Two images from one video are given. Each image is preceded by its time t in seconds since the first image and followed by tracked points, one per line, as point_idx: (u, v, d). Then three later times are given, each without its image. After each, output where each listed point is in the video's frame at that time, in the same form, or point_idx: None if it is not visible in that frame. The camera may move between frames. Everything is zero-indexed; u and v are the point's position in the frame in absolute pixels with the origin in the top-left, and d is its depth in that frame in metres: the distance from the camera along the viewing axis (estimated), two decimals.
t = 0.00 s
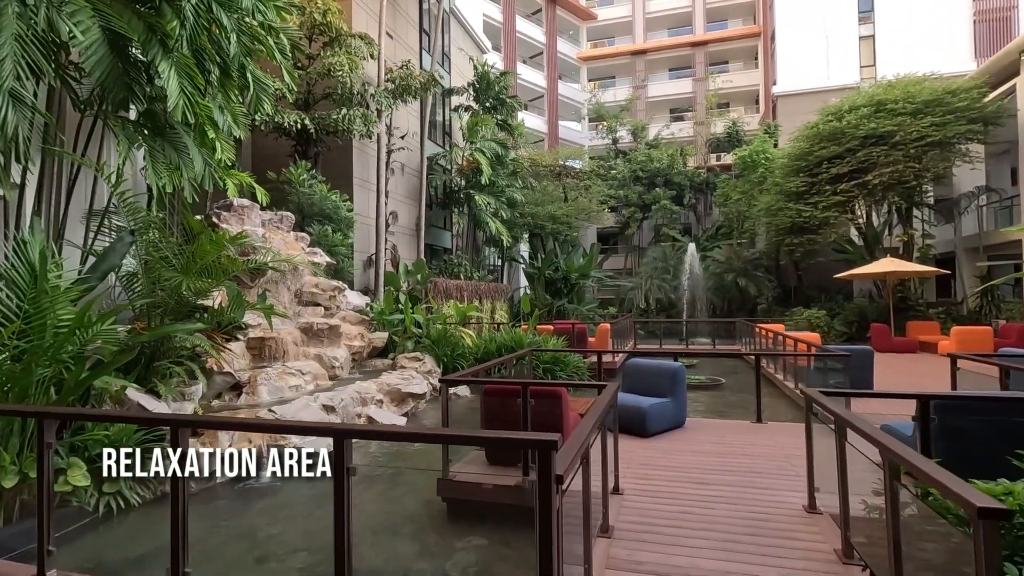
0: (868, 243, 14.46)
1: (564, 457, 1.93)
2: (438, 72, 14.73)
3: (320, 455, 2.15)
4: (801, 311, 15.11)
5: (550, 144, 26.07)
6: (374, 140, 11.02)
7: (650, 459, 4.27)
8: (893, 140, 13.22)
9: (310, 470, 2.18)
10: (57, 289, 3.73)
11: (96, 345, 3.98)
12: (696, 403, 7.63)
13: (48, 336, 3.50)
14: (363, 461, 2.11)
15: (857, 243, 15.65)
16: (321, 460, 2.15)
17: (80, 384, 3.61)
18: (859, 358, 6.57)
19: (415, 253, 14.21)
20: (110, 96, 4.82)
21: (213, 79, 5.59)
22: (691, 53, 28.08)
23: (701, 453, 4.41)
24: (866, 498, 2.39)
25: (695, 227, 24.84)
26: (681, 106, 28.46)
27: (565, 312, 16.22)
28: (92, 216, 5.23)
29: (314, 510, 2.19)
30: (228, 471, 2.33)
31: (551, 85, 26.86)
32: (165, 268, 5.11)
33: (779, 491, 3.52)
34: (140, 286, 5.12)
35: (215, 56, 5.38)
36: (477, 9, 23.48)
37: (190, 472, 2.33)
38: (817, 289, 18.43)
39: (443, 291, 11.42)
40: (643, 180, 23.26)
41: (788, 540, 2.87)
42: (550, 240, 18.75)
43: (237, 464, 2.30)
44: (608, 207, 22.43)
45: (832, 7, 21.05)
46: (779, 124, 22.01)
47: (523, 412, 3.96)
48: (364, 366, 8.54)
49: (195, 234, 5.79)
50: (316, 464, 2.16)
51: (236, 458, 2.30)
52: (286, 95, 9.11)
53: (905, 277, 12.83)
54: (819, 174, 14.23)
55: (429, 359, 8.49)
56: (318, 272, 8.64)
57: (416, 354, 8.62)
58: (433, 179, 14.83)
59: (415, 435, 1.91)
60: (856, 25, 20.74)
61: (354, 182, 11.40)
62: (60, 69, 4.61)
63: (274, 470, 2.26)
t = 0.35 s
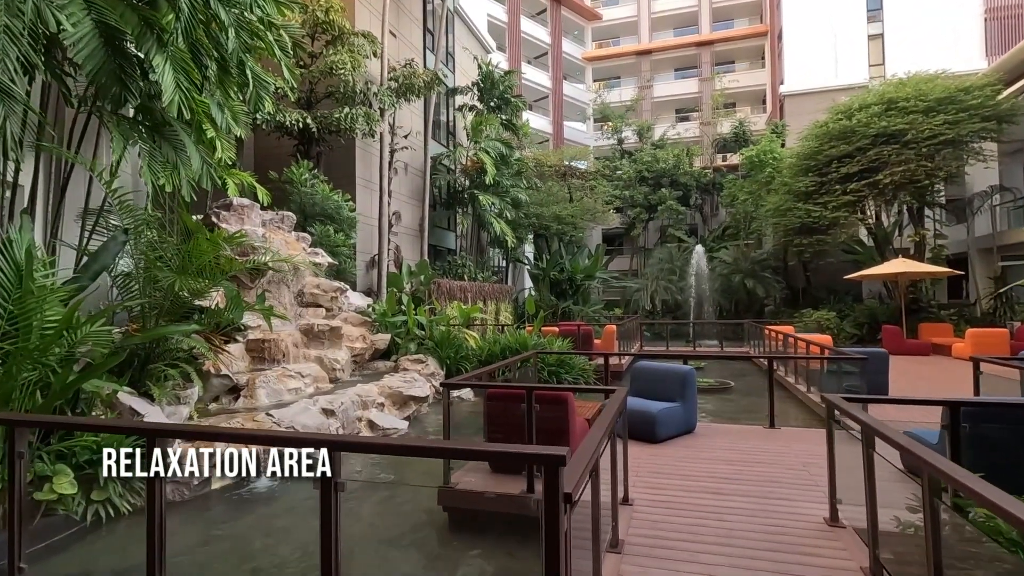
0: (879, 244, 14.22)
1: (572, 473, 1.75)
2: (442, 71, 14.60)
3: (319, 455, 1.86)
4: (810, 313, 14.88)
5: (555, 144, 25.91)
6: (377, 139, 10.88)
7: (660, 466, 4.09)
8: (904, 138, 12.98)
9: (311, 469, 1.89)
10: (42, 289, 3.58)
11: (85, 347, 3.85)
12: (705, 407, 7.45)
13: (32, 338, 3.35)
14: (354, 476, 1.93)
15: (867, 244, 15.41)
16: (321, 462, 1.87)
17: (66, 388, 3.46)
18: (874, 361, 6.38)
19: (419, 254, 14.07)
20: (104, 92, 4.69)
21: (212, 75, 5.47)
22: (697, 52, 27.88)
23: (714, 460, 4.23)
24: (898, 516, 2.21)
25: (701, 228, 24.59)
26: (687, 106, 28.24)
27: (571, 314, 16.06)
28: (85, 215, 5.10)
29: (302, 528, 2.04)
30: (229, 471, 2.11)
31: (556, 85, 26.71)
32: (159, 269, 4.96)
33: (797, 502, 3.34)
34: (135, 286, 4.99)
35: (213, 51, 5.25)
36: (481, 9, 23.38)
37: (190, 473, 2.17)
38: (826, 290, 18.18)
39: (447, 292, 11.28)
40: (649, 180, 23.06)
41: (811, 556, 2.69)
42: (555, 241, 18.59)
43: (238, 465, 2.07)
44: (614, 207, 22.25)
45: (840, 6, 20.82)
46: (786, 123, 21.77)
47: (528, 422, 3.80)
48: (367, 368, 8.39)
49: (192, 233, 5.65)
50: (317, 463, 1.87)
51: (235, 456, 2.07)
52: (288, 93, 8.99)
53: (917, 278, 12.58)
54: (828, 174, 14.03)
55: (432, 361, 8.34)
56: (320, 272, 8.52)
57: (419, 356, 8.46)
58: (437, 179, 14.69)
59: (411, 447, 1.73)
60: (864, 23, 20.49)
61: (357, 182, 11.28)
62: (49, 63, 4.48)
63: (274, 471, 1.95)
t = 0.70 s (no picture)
0: (889, 245, 13.97)
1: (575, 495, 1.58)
2: (445, 71, 14.47)
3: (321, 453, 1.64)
4: (819, 314, 14.64)
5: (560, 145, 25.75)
6: (379, 139, 10.75)
7: (670, 476, 3.91)
8: (916, 137, 12.71)
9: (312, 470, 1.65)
10: (24, 292, 3.44)
11: (72, 351, 3.73)
12: (714, 411, 7.26)
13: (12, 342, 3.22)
14: (337, 495, 1.75)
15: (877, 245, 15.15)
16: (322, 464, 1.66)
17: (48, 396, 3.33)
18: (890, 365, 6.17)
19: (422, 255, 13.94)
20: (93, 88, 4.56)
21: (207, 72, 5.36)
22: (703, 52, 27.66)
23: (726, 469, 4.04)
24: (937, 540, 2.01)
25: (708, 229, 24.32)
26: (693, 106, 28.01)
27: (576, 315, 15.91)
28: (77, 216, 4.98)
29: (278, 553, 1.86)
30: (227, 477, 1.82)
31: (561, 85, 26.55)
32: (150, 271, 4.82)
33: (817, 517, 3.15)
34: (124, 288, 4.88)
35: (207, 46, 5.10)
36: (486, 9, 23.26)
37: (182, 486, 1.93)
38: (835, 292, 17.93)
39: (451, 294, 11.15)
40: (655, 181, 22.84)
41: None
42: (560, 242, 18.42)
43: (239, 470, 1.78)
44: (619, 208, 22.06)
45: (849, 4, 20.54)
46: (794, 123, 21.51)
47: (529, 426, 3.63)
48: (367, 372, 8.26)
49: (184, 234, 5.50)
50: (315, 462, 1.64)
51: (233, 455, 1.74)
52: (287, 92, 8.86)
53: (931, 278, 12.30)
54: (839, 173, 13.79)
55: (434, 364, 8.19)
56: (321, 274, 8.41)
57: (421, 359, 8.30)
58: (441, 180, 14.57)
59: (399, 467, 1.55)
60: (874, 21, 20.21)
61: (360, 182, 11.17)
62: (39, 59, 4.39)
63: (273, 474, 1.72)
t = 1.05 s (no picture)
0: (899, 245, 13.76)
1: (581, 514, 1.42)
2: (448, 71, 14.35)
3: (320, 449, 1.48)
4: (828, 316, 14.43)
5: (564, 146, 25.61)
6: (381, 140, 10.63)
7: (680, 486, 3.74)
8: (927, 135, 12.50)
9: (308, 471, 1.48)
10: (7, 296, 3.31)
11: (59, 357, 3.61)
12: (722, 416, 7.08)
13: None
14: (313, 519, 1.58)
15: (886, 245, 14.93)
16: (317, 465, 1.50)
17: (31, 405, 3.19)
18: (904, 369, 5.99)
19: (424, 256, 13.82)
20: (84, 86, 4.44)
21: (202, 70, 5.23)
22: (708, 52, 27.48)
23: (738, 478, 3.87)
24: (979, 563, 1.83)
25: (713, 231, 24.09)
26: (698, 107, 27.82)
27: (580, 317, 15.76)
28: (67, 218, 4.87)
29: None
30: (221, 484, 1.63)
31: (565, 86, 26.42)
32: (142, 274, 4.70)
33: (837, 531, 2.98)
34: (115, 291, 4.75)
35: (202, 44, 4.97)
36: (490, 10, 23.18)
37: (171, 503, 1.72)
38: (843, 294, 17.70)
39: (453, 296, 11.01)
40: (660, 181, 22.66)
41: None
42: (564, 243, 18.26)
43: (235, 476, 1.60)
44: (624, 209, 21.90)
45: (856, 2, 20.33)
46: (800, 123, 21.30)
47: (533, 433, 3.49)
48: (368, 375, 8.13)
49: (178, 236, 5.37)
50: (316, 462, 1.46)
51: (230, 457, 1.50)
52: (287, 92, 8.74)
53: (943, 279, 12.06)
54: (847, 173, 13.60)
55: (436, 368, 8.05)
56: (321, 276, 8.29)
57: (423, 362, 8.16)
58: (444, 181, 14.46)
59: (384, 488, 1.38)
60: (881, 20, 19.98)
61: (361, 184, 11.06)
62: (28, 56, 4.27)
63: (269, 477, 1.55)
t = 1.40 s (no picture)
0: (910, 245, 13.53)
1: (605, 539, 1.20)
2: (452, 71, 14.24)
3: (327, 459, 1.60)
4: (838, 317, 14.22)
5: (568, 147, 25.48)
6: (384, 139, 10.51)
7: (695, 495, 3.57)
8: (939, 132, 12.27)
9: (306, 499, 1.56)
10: None
11: (47, 362, 3.48)
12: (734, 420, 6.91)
13: None
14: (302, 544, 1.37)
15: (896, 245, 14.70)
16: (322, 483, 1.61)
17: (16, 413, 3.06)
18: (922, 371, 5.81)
19: (428, 257, 13.70)
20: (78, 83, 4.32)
21: (199, 66, 5.09)
22: (714, 52, 27.28)
23: (756, 487, 3.70)
24: None
25: (719, 231, 23.87)
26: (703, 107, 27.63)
27: (586, 319, 15.59)
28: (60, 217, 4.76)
29: None
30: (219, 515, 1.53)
31: (569, 87, 26.27)
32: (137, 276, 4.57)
33: (865, 545, 2.80)
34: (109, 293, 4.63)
35: (201, 39, 4.83)
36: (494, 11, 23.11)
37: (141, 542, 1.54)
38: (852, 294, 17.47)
39: (458, 297, 10.86)
40: (665, 182, 22.47)
41: None
42: (569, 244, 18.10)
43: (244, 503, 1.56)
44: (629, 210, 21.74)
45: None
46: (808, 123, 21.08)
47: (540, 441, 3.32)
48: (371, 378, 8.00)
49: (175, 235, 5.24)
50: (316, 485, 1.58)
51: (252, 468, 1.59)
52: (288, 90, 8.62)
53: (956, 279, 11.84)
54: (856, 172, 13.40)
55: (440, 370, 7.91)
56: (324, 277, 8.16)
57: (427, 364, 8.01)
58: (448, 182, 14.33)
59: (370, 508, 1.15)
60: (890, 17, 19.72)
61: (364, 184, 10.94)
62: (19, 52, 4.14)
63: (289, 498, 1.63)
